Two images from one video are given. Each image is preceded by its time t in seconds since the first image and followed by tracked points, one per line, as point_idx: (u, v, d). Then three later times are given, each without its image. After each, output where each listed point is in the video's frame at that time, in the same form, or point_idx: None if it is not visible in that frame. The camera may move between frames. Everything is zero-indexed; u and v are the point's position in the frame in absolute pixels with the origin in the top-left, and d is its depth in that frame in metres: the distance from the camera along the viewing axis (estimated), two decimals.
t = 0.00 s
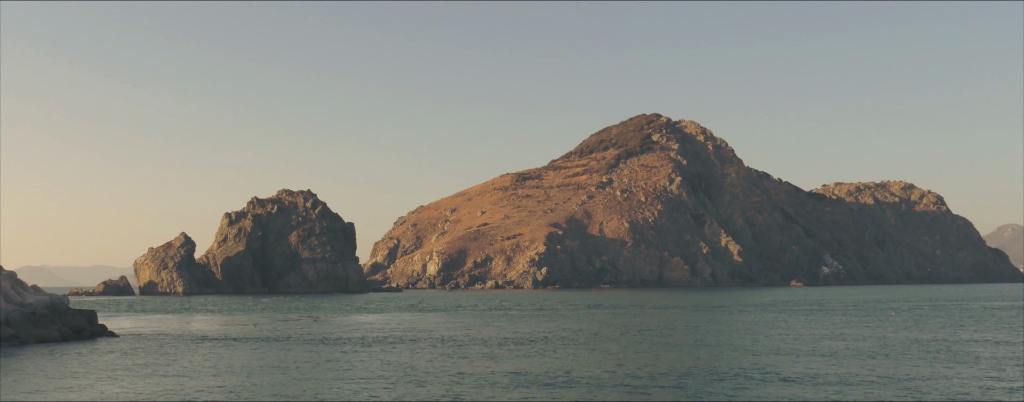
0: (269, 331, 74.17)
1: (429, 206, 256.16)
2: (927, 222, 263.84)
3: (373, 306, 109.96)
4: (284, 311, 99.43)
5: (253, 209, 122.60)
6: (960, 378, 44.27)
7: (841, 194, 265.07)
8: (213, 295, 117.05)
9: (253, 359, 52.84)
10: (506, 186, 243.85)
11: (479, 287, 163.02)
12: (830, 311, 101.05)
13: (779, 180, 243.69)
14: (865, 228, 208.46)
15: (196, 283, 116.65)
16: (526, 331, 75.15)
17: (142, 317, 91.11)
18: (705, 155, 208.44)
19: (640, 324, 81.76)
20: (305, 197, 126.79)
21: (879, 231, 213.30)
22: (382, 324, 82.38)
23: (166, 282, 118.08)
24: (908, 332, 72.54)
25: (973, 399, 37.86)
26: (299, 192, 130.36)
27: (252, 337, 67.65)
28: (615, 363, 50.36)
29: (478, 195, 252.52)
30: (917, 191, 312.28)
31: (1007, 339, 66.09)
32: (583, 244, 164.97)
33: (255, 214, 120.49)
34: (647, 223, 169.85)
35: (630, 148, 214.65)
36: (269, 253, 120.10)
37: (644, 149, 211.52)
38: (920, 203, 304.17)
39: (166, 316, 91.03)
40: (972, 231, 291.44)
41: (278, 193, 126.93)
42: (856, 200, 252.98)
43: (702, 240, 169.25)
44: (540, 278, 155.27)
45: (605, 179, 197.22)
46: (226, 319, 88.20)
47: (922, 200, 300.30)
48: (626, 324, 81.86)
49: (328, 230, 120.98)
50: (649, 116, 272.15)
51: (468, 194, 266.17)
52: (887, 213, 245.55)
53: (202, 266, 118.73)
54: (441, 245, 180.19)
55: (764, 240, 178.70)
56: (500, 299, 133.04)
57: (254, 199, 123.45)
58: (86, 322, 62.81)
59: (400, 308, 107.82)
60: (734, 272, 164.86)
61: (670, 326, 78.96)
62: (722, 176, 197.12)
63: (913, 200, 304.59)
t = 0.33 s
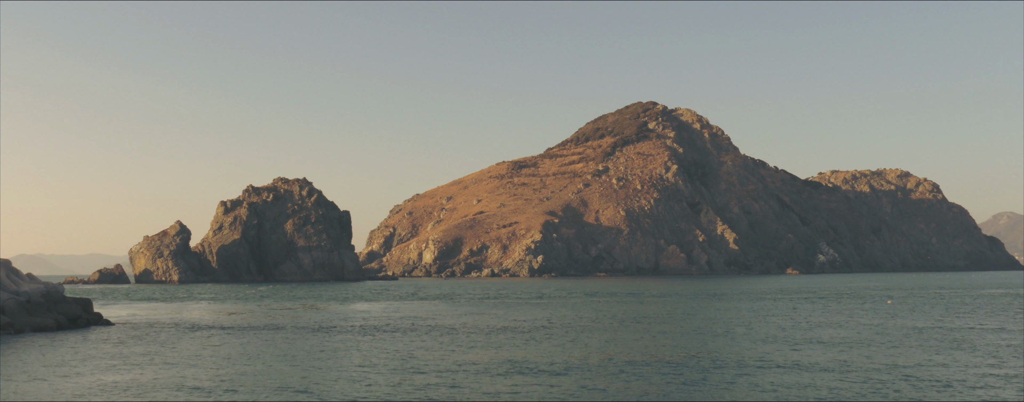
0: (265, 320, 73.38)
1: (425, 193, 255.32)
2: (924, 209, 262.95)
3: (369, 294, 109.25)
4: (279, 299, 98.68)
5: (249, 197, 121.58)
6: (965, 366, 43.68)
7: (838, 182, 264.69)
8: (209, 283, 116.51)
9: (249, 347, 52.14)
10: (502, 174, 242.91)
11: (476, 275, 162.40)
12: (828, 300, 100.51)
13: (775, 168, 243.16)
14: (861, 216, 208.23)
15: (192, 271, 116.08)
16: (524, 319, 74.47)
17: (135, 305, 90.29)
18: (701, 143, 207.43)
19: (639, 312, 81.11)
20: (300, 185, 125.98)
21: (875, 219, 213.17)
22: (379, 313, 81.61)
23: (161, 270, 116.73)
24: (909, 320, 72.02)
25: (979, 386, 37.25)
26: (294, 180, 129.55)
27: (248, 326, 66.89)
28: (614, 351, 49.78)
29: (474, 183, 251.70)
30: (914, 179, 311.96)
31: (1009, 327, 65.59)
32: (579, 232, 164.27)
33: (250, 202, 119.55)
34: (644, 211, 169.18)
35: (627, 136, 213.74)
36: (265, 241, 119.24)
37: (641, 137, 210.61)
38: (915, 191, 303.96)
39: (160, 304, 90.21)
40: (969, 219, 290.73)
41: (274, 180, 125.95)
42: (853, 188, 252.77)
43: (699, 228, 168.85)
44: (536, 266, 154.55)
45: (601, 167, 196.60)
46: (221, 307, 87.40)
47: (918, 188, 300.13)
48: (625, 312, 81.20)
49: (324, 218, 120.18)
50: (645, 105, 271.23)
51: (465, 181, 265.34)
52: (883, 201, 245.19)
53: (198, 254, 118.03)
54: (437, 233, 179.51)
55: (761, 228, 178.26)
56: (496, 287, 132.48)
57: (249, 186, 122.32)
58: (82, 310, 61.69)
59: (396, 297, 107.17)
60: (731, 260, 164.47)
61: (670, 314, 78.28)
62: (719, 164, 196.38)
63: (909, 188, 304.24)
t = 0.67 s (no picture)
0: (268, 309, 74.26)
1: (427, 183, 256.18)
2: (926, 197, 262.61)
3: (372, 283, 110.05)
4: (280, 289, 99.52)
5: (251, 187, 122.21)
6: (963, 353, 44.16)
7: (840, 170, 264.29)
8: (211, 272, 117.20)
9: (254, 336, 52.80)
10: (504, 163, 243.36)
11: (478, 263, 163.14)
12: (830, 288, 100.74)
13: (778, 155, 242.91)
14: (864, 204, 208.11)
15: (195, 261, 116.84)
16: (525, 307, 75.09)
17: (138, 294, 91.31)
18: (703, 131, 207.17)
19: (640, 300, 81.68)
20: (303, 175, 126.41)
21: (877, 207, 212.99)
22: (381, 302, 82.42)
23: (164, 259, 117.86)
24: (909, 307, 72.48)
25: (976, 373, 37.74)
26: (296, 170, 130.08)
27: (251, 315, 67.81)
28: (615, 340, 50.36)
29: (476, 172, 252.34)
30: (917, 167, 311.06)
31: (1008, 314, 66.01)
32: (581, 221, 164.63)
33: (252, 192, 120.19)
34: (645, 200, 169.44)
35: (629, 124, 213.64)
36: (267, 231, 119.93)
37: (643, 125, 210.50)
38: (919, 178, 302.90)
39: (162, 294, 91.14)
40: (971, 207, 290.40)
41: (276, 170, 126.68)
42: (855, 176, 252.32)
43: (701, 217, 169.02)
44: (538, 254, 154.96)
45: (603, 156, 196.69)
46: (223, 297, 88.26)
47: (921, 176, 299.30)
48: (625, 301, 81.75)
49: (326, 208, 120.77)
50: (647, 93, 270.85)
51: (467, 170, 266.15)
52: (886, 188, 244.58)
53: (201, 243, 118.88)
54: (439, 222, 180.31)
55: (763, 216, 178.08)
56: (497, 276, 133.06)
57: (252, 176, 122.94)
58: (85, 299, 62.50)
59: (397, 286, 107.86)
60: (733, 249, 164.48)
61: (670, 303, 78.82)
62: (721, 152, 196.19)
63: (912, 176, 303.31)
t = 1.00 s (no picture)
0: (272, 300, 74.57)
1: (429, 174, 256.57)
2: (928, 187, 262.15)
3: (374, 274, 110.33)
4: (283, 279, 99.85)
5: (253, 178, 122.31)
6: (967, 343, 44.03)
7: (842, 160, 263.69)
8: (213, 263, 118.01)
9: (259, 327, 53.06)
10: (505, 154, 243.32)
11: (480, 254, 163.44)
12: (832, 277, 100.79)
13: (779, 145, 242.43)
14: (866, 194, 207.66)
15: (197, 251, 117.91)
16: (529, 298, 75.28)
17: (143, 285, 91.75)
18: (705, 121, 206.66)
19: (643, 290, 81.85)
20: (304, 166, 126.40)
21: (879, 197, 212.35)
22: (385, 292, 82.69)
23: (167, 250, 118.70)
24: (912, 297, 72.44)
25: (980, 362, 37.57)
26: (298, 161, 130.23)
27: (255, 305, 68.11)
28: (619, 330, 50.30)
29: (478, 163, 252.62)
30: (919, 156, 310.20)
31: (1011, 303, 65.94)
32: (583, 211, 164.55)
33: (254, 182, 120.22)
34: (647, 190, 169.29)
35: (630, 114, 213.24)
36: (269, 222, 120.14)
37: (645, 115, 210.07)
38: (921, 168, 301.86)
39: (166, 285, 91.51)
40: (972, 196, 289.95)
41: (278, 161, 126.80)
42: (857, 166, 251.73)
43: (703, 207, 168.69)
44: (540, 245, 154.89)
45: (605, 146, 196.53)
46: (226, 287, 88.62)
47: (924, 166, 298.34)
48: (628, 291, 81.93)
49: (328, 199, 120.87)
50: (649, 83, 270.02)
51: (468, 161, 266.40)
52: (889, 178, 243.73)
53: (202, 234, 119.85)
54: (441, 212, 180.63)
55: (765, 206, 177.50)
56: (500, 266, 133.26)
57: (253, 167, 123.03)
58: (88, 291, 62.63)
59: (399, 276, 108.15)
60: (735, 239, 163.96)
61: (673, 292, 78.98)
62: (723, 142, 195.82)
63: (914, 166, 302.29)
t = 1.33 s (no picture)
0: (268, 290, 74.79)
1: (427, 163, 256.79)
2: (926, 177, 262.10)
3: (372, 264, 110.77)
4: (282, 269, 100.34)
5: (251, 168, 123.07)
6: (959, 320, 43.79)
7: (840, 150, 263.65)
8: (212, 253, 118.23)
9: (254, 311, 53.33)
10: (504, 143, 243.65)
11: (478, 244, 164.04)
12: (828, 266, 100.81)
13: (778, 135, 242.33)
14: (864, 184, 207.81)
15: (195, 242, 117.56)
16: (523, 286, 75.44)
17: (142, 275, 92.21)
18: (703, 110, 206.49)
19: (638, 280, 81.91)
20: (302, 156, 127.06)
21: (877, 186, 212.47)
22: (381, 283, 82.93)
23: (165, 241, 118.65)
24: (910, 283, 72.26)
25: (971, 336, 37.30)
26: (295, 150, 130.76)
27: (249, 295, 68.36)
28: (611, 313, 50.19)
29: (476, 154, 253.13)
30: (917, 145, 309.31)
31: (1000, 287, 66.00)
32: (581, 201, 164.95)
33: (252, 173, 120.98)
34: (646, 180, 169.65)
35: (628, 104, 213.30)
36: (267, 212, 120.97)
37: (643, 104, 210.07)
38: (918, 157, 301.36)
39: (165, 275, 91.99)
40: (971, 186, 290.18)
41: (276, 151, 127.69)
42: (854, 155, 251.51)
43: (701, 196, 169.10)
44: (538, 235, 155.08)
45: (603, 136, 196.61)
46: (224, 278, 89.02)
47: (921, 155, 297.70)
48: (624, 280, 82.04)
49: (326, 189, 121.82)
50: (647, 72, 269.79)
51: (467, 151, 266.88)
52: (886, 168, 243.50)
53: (201, 225, 119.97)
54: (439, 202, 181.19)
55: (762, 196, 177.62)
56: (497, 256, 133.59)
57: (251, 157, 123.75)
58: (86, 282, 60.06)
59: (397, 266, 108.64)
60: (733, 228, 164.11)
61: (667, 281, 78.99)
62: (721, 132, 195.69)
63: (912, 155, 301.62)
